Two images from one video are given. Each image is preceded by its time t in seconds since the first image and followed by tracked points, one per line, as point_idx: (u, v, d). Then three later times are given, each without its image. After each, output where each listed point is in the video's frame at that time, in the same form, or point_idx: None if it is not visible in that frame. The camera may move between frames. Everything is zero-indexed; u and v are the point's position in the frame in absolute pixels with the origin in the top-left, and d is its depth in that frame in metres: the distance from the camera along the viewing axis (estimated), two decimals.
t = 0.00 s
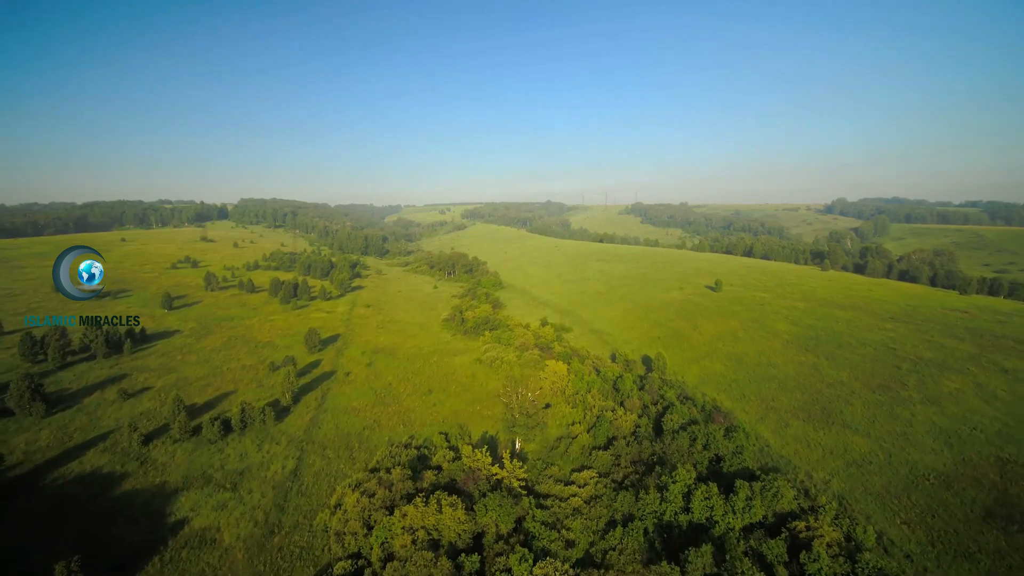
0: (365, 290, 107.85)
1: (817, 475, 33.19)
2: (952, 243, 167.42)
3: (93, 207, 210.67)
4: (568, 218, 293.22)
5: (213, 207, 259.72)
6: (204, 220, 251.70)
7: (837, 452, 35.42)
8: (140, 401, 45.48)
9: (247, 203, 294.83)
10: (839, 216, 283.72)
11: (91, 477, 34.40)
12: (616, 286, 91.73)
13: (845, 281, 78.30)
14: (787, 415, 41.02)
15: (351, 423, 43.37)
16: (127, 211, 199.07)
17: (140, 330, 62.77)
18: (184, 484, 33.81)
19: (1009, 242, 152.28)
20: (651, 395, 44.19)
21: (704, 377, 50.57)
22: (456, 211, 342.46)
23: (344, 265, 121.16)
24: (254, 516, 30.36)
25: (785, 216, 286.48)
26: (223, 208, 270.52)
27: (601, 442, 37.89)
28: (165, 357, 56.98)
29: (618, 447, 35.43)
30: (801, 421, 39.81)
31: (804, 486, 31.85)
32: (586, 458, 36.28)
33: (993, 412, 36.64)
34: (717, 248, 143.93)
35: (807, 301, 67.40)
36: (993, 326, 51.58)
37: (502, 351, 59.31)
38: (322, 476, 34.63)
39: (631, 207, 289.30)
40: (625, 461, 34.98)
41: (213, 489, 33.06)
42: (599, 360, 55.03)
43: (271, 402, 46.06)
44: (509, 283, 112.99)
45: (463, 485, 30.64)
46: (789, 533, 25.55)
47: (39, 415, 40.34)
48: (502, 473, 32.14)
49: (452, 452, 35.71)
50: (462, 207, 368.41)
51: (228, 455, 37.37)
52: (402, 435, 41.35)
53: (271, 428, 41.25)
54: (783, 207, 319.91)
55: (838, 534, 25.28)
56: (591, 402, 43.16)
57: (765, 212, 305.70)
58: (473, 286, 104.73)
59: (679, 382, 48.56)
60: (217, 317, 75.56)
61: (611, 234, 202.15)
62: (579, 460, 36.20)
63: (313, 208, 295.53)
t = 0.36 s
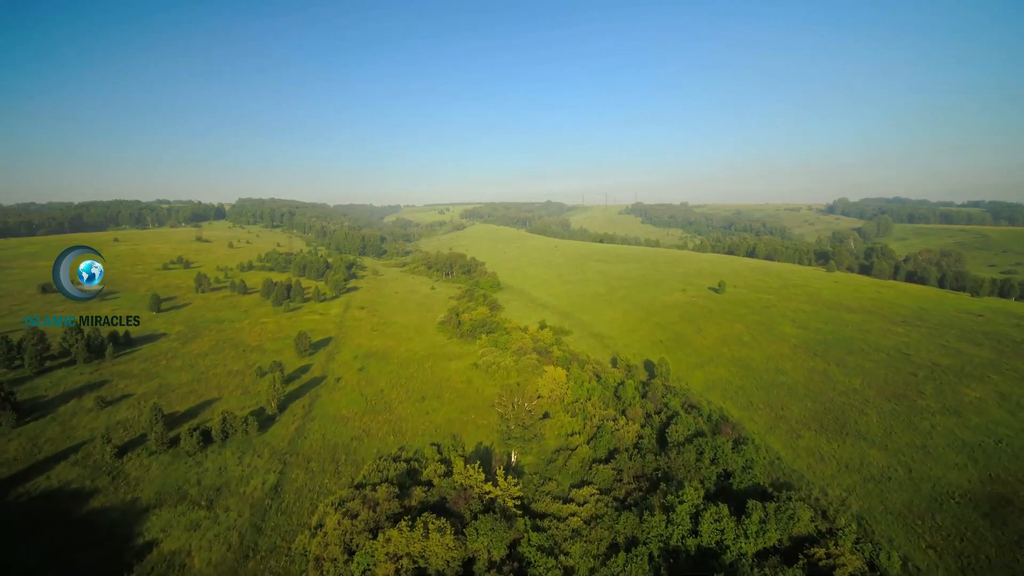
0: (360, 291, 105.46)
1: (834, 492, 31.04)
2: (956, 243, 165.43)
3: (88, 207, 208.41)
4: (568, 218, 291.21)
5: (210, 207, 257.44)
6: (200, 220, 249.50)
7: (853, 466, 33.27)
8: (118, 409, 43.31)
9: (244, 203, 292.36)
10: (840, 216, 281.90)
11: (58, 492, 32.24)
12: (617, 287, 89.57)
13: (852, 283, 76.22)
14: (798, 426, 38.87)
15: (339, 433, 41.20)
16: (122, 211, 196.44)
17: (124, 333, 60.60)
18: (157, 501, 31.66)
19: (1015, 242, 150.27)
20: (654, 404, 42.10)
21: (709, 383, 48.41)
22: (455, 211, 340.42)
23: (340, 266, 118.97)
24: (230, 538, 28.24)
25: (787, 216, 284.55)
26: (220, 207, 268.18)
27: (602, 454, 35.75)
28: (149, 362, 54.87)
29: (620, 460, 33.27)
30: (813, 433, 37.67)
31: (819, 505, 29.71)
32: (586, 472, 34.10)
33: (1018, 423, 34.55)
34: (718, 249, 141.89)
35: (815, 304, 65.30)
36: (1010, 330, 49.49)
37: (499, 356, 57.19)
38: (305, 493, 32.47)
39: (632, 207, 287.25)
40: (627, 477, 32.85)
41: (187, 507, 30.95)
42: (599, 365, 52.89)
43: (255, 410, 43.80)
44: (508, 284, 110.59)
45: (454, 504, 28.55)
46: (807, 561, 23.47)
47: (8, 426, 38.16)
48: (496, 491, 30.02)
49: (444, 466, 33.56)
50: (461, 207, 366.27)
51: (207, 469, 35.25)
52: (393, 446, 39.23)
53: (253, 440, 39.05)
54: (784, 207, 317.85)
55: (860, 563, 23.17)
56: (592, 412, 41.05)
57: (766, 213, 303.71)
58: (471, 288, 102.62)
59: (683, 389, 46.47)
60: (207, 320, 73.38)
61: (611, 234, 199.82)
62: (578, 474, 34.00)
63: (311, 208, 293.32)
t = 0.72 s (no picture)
0: (357, 293, 103.47)
1: (851, 511, 29.10)
2: (961, 243, 163.51)
3: (84, 207, 206.43)
4: (568, 218, 289.59)
5: (208, 207, 255.47)
6: (197, 220, 247.38)
7: (869, 481, 31.38)
8: (96, 417, 41.32)
9: (243, 203, 290.46)
10: (842, 216, 280.04)
11: (23, 509, 30.21)
12: (618, 289, 87.67)
13: (859, 284, 74.28)
14: (808, 436, 36.97)
15: (327, 443, 39.24)
16: (119, 212, 194.52)
17: (109, 336, 58.60)
18: (128, 519, 29.67)
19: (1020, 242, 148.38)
20: (658, 412, 40.13)
21: (714, 390, 46.48)
22: (455, 211, 338.65)
23: (336, 266, 116.99)
24: (203, 561, 26.30)
25: (788, 216, 282.79)
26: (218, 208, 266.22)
27: (602, 468, 33.85)
28: (133, 367, 52.91)
29: (622, 474, 31.41)
30: (825, 444, 35.73)
31: (835, 526, 27.77)
32: (586, 486, 32.20)
33: None
34: (720, 249, 140.04)
35: (822, 305, 63.39)
36: None
37: (496, 360, 55.25)
38: (287, 510, 30.52)
39: (632, 207, 285.54)
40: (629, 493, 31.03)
41: (159, 526, 28.99)
42: (600, 370, 50.98)
43: (240, 419, 41.81)
44: (507, 285, 108.62)
45: (444, 525, 26.62)
46: None
47: None
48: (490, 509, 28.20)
49: (435, 481, 31.58)
50: (461, 208, 364.47)
51: (185, 482, 33.30)
52: (382, 457, 37.28)
53: (236, 452, 37.12)
54: (786, 207, 316.08)
55: None
56: (592, 421, 39.09)
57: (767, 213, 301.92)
58: (469, 289, 100.67)
59: (687, 396, 44.52)
60: (197, 322, 71.45)
61: (611, 235, 197.97)
62: (577, 488, 32.13)
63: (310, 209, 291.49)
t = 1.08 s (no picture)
0: (352, 294, 101.40)
1: (872, 535, 26.94)
2: (966, 243, 161.27)
3: (80, 207, 204.39)
4: (569, 219, 287.93)
5: (206, 207, 253.76)
6: (194, 220, 245.56)
7: (889, 499, 29.31)
8: (69, 428, 39.13)
9: (241, 203, 288.74)
10: (844, 216, 278.10)
11: None
12: (619, 290, 85.52)
13: (867, 286, 72.15)
14: (822, 449, 34.84)
15: (313, 455, 37.10)
16: (116, 211, 192.72)
17: (90, 341, 56.41)
18: (92, 541, 27.49)
19: None
20: (662, 422, 38.01)
21: (720, 398, 44.36)
22: (455, 211, 336.78)
23: (331, 267, 114.88)
24: None
25: (790, 216, 280.96)
26: (216, 208, 264.58)
27: (603, 484, 31.75)
28: (114, 373, 50.77)
29: (625, 492, 29.31)
30: (839, 457, 33.63)
31: (856, 553, 25.64)
32: (585, 504, 30.12)
33: None
34: (723, 250, 137.94)
35: (830, 309, 61.26)
36: None
37: (492, 365, 53.17)
38: (265, 531, 28.44)
39: (633, 208, 283.52)
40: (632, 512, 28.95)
41: (125, 549, 26.86)
42: (600, 376, 48.87)
43: (221, 430, 39.68)
44: (506, 286, 106.53)
45: (431, 551, 24.55)
46: None
47: None
48: (482, 533, 26.15)
49: (424, 499, 29.44)
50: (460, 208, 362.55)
51: (158, 499, 31.15)
52: (370, 470, 35.20)
53: (215, 466, 34.97)
54: (788, 207, 313.93)
55: None
56: (592, 432, 36.93)
57: (769, 213, 299.90)
58: (466, 290, 98.47)
59: (692, 404, 42.40)
60: (184, 325, 69.38)
61: (612, 235, 196.18)
62: (576, 506, 30.04)
63: (309, 209, 289.77)
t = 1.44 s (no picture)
0: (347, 296, 99.26)
1: (895, 563, 24.83)
2: (971, 244, 159.16)
3: (76, 207, 202.44)
4: (569, 219, 285.89)
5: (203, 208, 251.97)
6: (191, 220, 243.67)
7: (912, 522, 27.19)
8: (39, 440, 37.00)
9: (239, 203, 286.95)
10: (846, 217, 275.98)
11: None
12: (619, 292, 83.38)
13: (876, 288, 70.02)
14: (837, 464, 32.65)
15: (296, 469, 34.99)
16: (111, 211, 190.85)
17: (71, 345, 54.29)
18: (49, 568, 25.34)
19: None
20: (666, 433, 35.86)
21: (726, 407, 42.24)
22: (454, 211, 334.94)
23: (326, 268, 112.73)
24: None
25: (792, 216, 279.07)
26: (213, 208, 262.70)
27: (603, 503, 29.66)
28: (93, 380, 48.64)
29: (627, 513, 27.12)
30: (856, 473, 31.49)
31: None
32: (585, 526, 27.92)
33: None
34: (725, 251, 135.87)
35: (839, 312, 59.13)
36: None
37: (488, 371, 51.04)
38: (239, 557, 26.34)
39: (633, 208, 281.47)
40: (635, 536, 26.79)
41: None
42: (601, 383, 46.74)
43: (199, 442, 37.48)
44: (504, 288, 104.32)
45: None
46: None
47: None
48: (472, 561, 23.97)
49: (410, 521, 27.29)
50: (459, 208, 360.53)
51: (126, 520, 29.03)
52: (355, 486, 33.11)
53: (189, 482, 32.73)
54: (789, 208, 311.98)
55: None
56: (592, 445, 34.77)
57: (770, 214, 297.72)
58: (464, 292, 96.38)
59: (697, 414, 40.30)
60: (172, 329, 67.25)
61: (612, 235, 193.49)
62: (574, 528, 27.84)
63: (307, 210, 287.89)
